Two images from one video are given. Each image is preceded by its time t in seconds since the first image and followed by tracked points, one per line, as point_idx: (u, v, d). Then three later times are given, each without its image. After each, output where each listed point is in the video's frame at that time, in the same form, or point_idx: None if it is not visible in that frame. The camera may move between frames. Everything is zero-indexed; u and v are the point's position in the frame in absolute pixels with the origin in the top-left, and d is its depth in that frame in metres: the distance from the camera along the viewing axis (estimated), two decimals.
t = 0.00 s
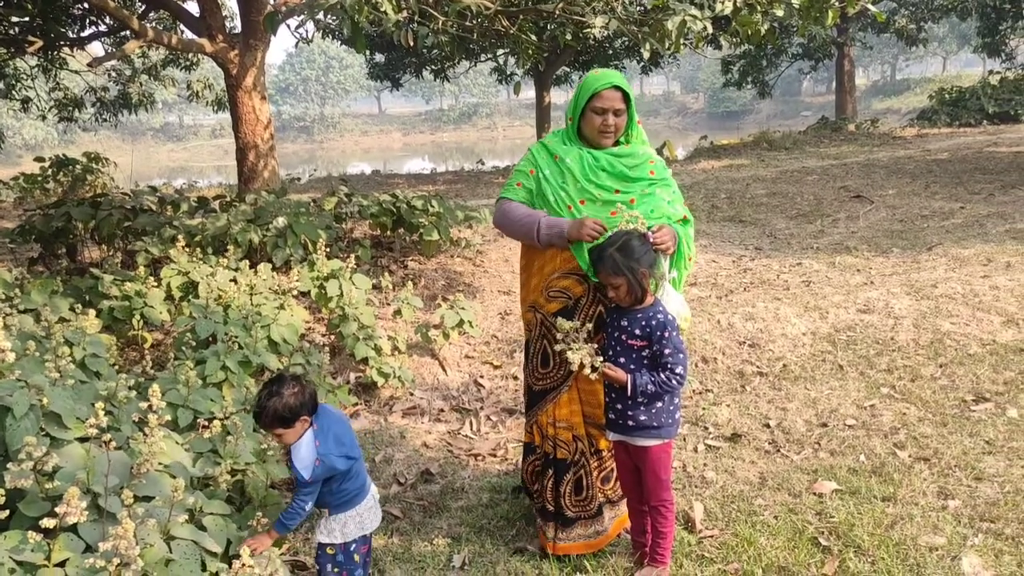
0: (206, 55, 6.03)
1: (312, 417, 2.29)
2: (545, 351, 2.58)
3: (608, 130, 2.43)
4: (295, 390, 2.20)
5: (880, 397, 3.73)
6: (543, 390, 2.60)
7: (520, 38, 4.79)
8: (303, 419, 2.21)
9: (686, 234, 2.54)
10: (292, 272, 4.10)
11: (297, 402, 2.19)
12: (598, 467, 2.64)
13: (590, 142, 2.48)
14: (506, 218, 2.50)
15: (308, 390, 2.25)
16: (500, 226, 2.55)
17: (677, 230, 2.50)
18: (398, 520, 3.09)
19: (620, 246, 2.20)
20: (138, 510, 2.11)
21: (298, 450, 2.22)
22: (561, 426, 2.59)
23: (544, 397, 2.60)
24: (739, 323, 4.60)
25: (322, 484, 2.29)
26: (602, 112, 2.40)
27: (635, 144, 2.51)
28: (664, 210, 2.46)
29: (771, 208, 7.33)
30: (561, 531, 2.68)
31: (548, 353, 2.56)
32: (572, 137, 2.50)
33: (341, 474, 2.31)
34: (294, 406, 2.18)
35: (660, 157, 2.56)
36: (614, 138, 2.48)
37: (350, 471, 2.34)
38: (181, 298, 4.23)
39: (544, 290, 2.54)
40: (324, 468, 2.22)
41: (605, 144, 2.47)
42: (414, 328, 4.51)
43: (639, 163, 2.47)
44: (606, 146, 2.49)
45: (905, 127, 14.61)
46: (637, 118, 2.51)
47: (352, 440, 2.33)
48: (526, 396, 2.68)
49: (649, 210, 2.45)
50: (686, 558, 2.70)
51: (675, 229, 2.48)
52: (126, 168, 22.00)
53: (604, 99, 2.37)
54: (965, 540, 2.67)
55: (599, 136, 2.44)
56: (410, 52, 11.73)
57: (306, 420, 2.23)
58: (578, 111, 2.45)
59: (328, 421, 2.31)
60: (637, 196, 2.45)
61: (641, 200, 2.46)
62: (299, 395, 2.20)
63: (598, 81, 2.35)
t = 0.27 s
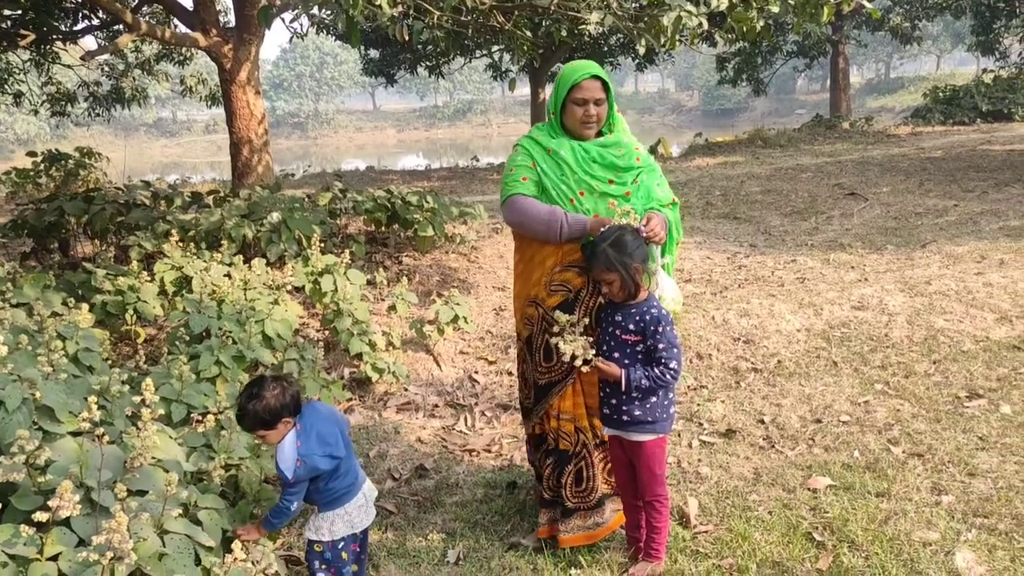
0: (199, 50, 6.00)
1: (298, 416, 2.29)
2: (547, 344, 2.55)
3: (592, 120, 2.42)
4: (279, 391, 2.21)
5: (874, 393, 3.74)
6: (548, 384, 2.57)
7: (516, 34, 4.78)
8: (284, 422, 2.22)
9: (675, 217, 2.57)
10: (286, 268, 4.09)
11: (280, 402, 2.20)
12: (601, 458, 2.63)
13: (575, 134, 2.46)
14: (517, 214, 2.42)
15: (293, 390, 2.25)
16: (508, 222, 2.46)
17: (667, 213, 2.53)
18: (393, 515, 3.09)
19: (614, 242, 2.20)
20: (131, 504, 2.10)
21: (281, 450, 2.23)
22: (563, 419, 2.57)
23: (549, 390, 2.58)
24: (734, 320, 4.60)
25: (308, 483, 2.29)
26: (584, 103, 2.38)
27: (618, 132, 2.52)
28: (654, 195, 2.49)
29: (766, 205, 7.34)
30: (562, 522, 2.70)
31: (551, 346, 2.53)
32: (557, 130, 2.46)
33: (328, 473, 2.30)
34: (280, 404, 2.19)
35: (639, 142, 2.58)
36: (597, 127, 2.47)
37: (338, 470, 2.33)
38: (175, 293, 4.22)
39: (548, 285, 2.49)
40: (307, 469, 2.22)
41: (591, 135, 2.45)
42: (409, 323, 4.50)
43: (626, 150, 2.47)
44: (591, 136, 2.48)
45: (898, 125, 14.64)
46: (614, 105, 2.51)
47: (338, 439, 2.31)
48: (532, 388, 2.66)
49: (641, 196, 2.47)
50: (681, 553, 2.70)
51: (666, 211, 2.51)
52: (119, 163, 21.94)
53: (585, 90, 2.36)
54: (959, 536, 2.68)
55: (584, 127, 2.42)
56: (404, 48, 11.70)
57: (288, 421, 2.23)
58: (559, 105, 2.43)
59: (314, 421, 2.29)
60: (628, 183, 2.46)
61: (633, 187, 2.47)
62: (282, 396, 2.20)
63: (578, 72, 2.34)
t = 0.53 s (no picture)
0: (195, 47, 5.98)
1: (292, 414, 2.28)
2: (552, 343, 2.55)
3: (584, 117, 2.43)
4: (274, 389, 2.20)
5: (869, 393, 3.75)
6: (555, 381, 2.57)
7: (512, 33, 4.78)
8: (280, 418, 2.21)
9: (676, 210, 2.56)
10: (282, 266, 4.08)
11: (275, 400, 2.19)
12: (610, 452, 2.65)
13: (570, 132, 2.46)
14: (522, 216, 2.42)
15: (287, 386, 2.25)
16: (512, 224, 2.46)
17: (668, 207, 2.51)
18: (389, 513, 3.08)
19: (609, 241, 2.20)
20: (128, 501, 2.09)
21: (275, 447, 2.22)
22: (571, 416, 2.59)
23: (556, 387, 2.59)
24: (729, 319, 4.61)
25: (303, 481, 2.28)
26: (575, 102, 2.39)
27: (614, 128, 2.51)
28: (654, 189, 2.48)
29: (761, 205, 7.35)
30: (576, 516, 2.73)
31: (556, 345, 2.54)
32: (553, 130, 2.47)
33: (323, 472, 2.29)
34: (274, 402, 2.18)
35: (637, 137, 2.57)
36: (593, 124, 2.47)
37: (333, 468, 2.32)
38: (170, 291, 4.20)
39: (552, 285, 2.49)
40: (300, 467, 2.21)
41: (586, 133, 2.45)
42: (404, 322, 4.50)
43: (623, 145, 2.47)
44: (587, 134, 2.48)
45: (893, 126, 14.68)
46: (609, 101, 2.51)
47: (333, 438, 2.30)
48: (537, 386, 2.67)
49: (640, 192, 2.47)
50: (676, 552, 2.70)
51: (666, 205, 2.50)
52: (113, 161, 21.86)
53: (575, 88, 2.37)
54: (953, 535, 2.68)
55: (578, 125, 2.43)
56: (400, 46, 11.68)
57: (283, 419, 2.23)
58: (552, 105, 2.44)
59: (309, 418, 2.28)
60: (626, 179, 2.46)
61: (632, 183, 2.47)
62: (277, 393, 2.20)
63: (567, 71, 2.35)
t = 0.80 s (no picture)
0: (186, 46, 5.94)
1: (282, 415, 2.26)
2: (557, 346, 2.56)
3: (607, 120, 2.41)
4: (266, 388, 2.18)
5: (860, 395, 3.76)
6: (559, 381, 2.58)
7: (504, 34, 4.77)
8: (272, 417, 2.19)
9: (696, 222, 2.48)
10: (272, 266, 4.05)
11: (266, 400, 2.16)
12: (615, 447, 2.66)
13: (593, 135, 2.46)
14: (528, 218, 2.47)
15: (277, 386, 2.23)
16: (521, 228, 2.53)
17: (683, 218, 2.44)
18: (380, 515, 3.07)
19: (601, 245, 2.19)
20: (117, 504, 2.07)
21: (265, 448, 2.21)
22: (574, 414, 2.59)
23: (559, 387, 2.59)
24: (720, 321, 4.61)
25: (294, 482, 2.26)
26: (598, 104, 2.38)
27: (642, 132, 2.46)
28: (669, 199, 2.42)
29: (752, 207, 7.36)
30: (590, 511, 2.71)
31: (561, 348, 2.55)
32: (576, 132, 2.49)
33: (314, 473, 2.28)
34: (265, 403, 2.16)
35: (669, 143, 2.51)
36: (618, 128, 2.45)
37: (324, 469, 2.30)
38: (160, 291, 4.17)
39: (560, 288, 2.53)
40: (292, 466, 2.19)
41: (608, 136, 2.44)
42: (396, 322, 4.48)
43: (644, 152, 2.43)
44: (611, 137, 2.46)
45: (883, 128, 14.75)
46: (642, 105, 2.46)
47: (324, 438, 2.28)
48: (536, 387, 2.66)
49: (655, 201, 2.42)
50: (668, 554, 2.70)
51: (681, 216, 2.43)
52: (103, 159, 21.73)
53: (600, 91, 2.36)
54: (944, 538, 2.69)
55: (600, 128, 2.42)
56: (391, 46, 11.65)
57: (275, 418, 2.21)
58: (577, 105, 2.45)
59: (299, 418, 2.27)
60: (640, 187, 2.43)
61: (647, 189, 2.42)
62: (269, 392, 2.18)
63: (591, 74, 2.34)
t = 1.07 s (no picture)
0: (173, 46, 5.91)
1: (269, 418, 2.25)
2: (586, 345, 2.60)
3: (636, 120, 2.44)
4: (252, 391, 2.17)
5: (846, 398, 3.79)
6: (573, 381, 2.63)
7: (493, 36, 4.77)
8: (257, 420, 2.17)
9: (712, 231, 2.41)
10: (260, 268, 4.03)
11: (252, 403, 2.15)
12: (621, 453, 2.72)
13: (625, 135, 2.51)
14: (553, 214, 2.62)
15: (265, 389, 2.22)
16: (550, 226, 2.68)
17: (692, 226, 2.39)
18: (367, 519, 3.06)
19: (592, 250, 2.19)
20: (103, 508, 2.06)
21: (252, 451, 2.19)
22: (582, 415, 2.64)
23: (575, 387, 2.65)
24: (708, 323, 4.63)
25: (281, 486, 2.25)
26: (628, 102, 2.41)
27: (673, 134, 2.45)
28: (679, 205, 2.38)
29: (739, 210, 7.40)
30: (582, 513, 2.77)
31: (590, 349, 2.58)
32: (612, 130, 2.56)
33: (300, 477, 2.27)
34: (251, 406, 2.15)
35: (702, 147, 2.45)
36: (650, 128, 2.47)
37: (310, 473, 2.29)
38: (146, 293, 4.14)
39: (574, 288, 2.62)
40: (278, 470, 2.18)
41: (638, 136, 2.47)
42: (384, 325, 4.47)
43: (665, 155, 2.43)
44: (643, 137, 2.49)
45: (869, 132, 14.86)
46: (677, 107, 2.44)
47: (311, 442, 2.27)
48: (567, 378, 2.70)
49: (665, 206, 2.41)
50: (655, 557, 2.70)
51: (689, 224, 2.38)
52: (88, 159, 21.55)
53: (629, 89, 2.40)
54: (929, 541, 2.72)
55: (628, 128, 2.46)
56: (380, 47, 11.63)
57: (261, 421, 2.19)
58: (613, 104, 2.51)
59: (284, 421, 2.25)
60: (653, 191, 2.43)
61: (660, 193, 2.42)
62: (256, 395, 2.17)
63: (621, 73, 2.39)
